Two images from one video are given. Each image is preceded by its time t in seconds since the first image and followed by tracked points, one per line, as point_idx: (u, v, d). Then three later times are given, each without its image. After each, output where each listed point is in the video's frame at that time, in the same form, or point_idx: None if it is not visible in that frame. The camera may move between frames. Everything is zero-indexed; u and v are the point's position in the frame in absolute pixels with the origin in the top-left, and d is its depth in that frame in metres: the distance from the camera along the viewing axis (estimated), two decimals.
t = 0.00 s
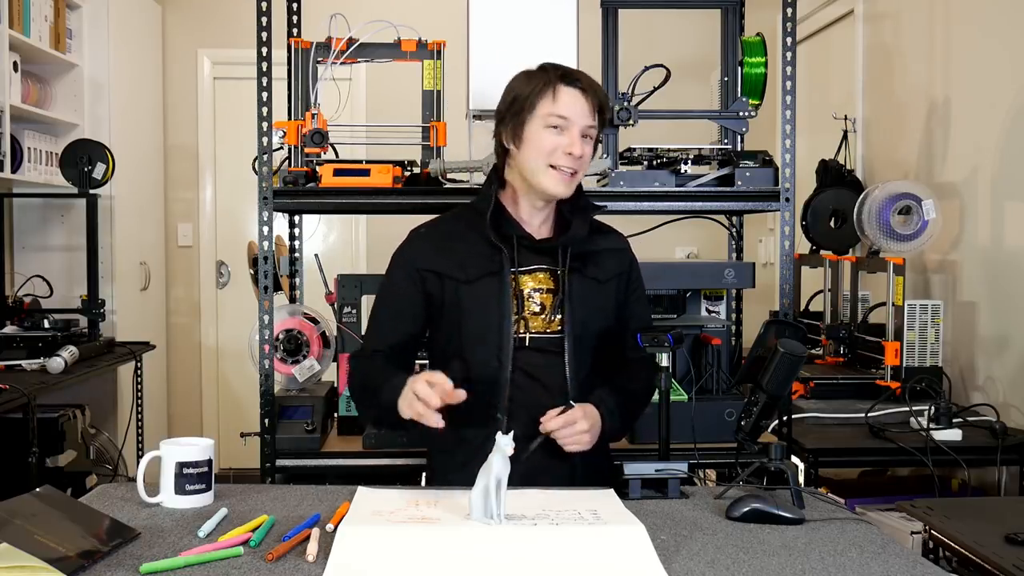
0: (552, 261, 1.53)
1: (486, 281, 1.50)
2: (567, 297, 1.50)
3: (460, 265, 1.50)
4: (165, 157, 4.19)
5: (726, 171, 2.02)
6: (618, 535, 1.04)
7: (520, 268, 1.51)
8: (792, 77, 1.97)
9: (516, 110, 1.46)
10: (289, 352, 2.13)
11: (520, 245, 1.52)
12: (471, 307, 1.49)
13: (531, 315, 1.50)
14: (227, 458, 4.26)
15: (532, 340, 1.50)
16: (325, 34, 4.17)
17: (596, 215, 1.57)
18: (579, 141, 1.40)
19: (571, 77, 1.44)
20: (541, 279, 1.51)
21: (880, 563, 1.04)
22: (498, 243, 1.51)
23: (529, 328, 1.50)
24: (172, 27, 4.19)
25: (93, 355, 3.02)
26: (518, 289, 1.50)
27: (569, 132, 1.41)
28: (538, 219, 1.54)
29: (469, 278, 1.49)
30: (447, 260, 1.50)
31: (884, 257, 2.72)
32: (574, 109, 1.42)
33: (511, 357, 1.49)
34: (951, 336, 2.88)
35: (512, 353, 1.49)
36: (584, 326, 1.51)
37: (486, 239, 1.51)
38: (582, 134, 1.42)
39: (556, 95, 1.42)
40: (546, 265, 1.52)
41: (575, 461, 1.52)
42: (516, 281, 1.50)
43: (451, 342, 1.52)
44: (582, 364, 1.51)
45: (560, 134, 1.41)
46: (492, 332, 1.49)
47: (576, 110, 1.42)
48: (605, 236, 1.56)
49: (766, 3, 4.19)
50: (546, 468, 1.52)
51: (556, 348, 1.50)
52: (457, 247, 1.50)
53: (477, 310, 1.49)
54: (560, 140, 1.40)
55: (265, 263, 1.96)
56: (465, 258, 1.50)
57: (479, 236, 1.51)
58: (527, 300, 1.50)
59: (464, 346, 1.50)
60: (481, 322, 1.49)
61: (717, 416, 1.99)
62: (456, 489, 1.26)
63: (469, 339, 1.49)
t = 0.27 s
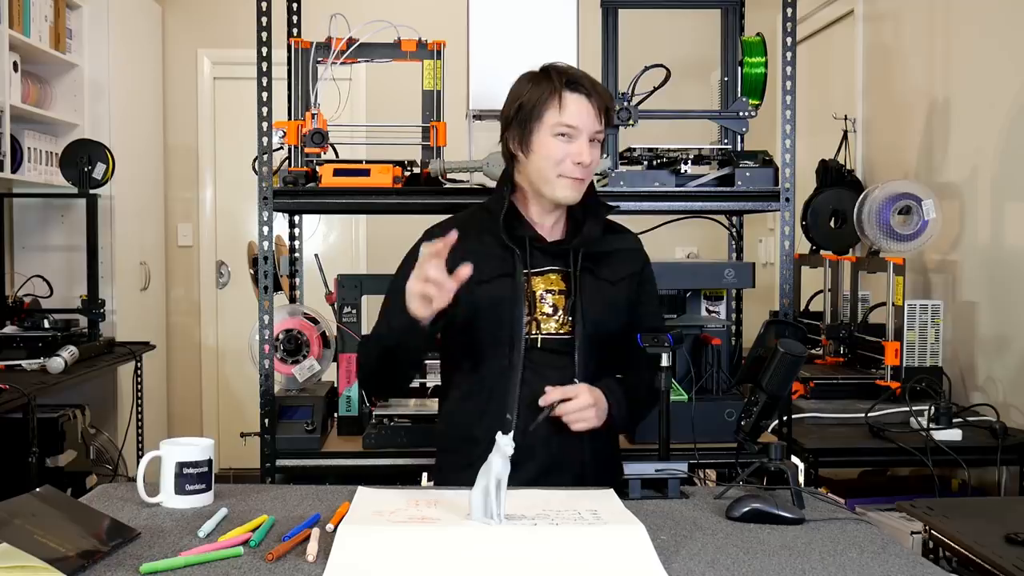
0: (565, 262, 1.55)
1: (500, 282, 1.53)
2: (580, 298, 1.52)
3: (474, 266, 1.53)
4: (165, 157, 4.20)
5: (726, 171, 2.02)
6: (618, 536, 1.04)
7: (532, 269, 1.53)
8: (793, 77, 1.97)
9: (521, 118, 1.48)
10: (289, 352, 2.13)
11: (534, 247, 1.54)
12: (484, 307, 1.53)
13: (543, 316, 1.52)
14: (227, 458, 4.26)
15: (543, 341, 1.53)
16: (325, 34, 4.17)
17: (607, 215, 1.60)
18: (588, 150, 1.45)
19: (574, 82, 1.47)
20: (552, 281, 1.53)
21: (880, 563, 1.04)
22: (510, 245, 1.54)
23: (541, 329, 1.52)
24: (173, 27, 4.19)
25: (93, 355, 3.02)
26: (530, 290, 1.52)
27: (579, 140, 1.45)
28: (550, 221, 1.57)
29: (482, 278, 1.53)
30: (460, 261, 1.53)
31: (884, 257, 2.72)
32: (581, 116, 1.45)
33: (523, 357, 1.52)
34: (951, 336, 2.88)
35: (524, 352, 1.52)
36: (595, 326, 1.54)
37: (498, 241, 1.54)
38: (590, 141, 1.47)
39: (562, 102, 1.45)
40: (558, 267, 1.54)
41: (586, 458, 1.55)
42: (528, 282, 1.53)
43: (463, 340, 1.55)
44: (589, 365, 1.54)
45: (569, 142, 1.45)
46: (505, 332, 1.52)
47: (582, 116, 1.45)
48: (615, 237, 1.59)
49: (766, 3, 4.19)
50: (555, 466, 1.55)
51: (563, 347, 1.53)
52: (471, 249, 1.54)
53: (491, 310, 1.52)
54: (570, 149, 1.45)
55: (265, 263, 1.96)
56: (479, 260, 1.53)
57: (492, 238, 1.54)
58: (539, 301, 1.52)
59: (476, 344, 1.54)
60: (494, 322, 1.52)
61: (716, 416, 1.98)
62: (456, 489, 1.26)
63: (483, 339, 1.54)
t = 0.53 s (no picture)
0: (580, 264, 1.64)
1: (514, 284, 1.63)
2: (591, 300, 1.62)
3: (489, 269, 1.64)
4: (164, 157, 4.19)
5: (726, 171, 2.02)
6: (618, 536, 1.04)
7: (546, 272, 1.63)
8: (793, 77, 1.97)
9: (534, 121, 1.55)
10: (289, 352, 2.13)
11: (549, 250, 1.63)
12: (500, 308, 1.63)
13: (555, 320, 1.62)
14: (227, 458, 4.26)
15: (554, 343, 1.63)
16: (325, 34, 4.17)
17: (625, 215, 1.67)
18: (601, 148, 1.52)
19: (582, 82, 1.53)
20: (566, 284, 1.63)
21: (880, 563, 1.04)
22: (526, 248, 1.63)
23: (552, 332, 1.63)
24: (173, 27, 4.20)
25: (93, 355, 3.02)
26: (544, 293, 1.63)
27: (590, 139, 1.52)
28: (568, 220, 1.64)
29: (497, 280, 1.63)
30: (478, 266, 1.63)
31: (884, 257, 2.72)
32: (590, 115, 1.51)
33: (533, 357, 1.62)
34: (951, 336, 2.88)
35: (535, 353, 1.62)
36: (607, 327, 1.63)
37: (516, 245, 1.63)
38: (601, 139, 1.53)
39: (571, 103, 1.52)
40: (572, 270, 1.64)
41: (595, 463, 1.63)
42: (542, 285, 1.63)
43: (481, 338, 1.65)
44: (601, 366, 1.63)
45: (581, 141, 1.52)
46: (517, 333, 1.63)
47: (592, 116, 1.51)
48: (633, 239, 1.67)
49: (766, 3, 4.19)
50: (565, 465, 1.63)
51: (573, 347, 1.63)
52: (488, 252, 1.64)
53: (506, 310, 1.63)
54: (582, 148, 1.52)
55: (265, 263, 1.96)
56: (494, 263, 1.63)
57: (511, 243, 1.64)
58: (552, 304, 1.63)
59: (492, 342, 1.65)
60: (509, 322, 1.63)
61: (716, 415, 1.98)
62: (456, 489, 1.26)
63: (495, 339, 1.64)
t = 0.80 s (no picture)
0: (599, 270, 1.70)
1: (533, 285, 1.70)
2: (606, 307, 1.68)
3: (512, 269, 1.71)
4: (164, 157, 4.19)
5: (726, 171, 2.02)
6: (618, 536, 1.04)
7: (565, 276, 1.70)
8: (793, 77, 1.97)
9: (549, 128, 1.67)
10: (289, 352, 2.13)
11: (571, 253, 1.70)
12: (518, 308, 1.70)
13: (569, 324, 1.68)
14: (227, 458, 4.26)
15: (567, 346, 1.68)
16: (325, 34, 4.17)
17: (654, 223, 1.71)
18: (605, 150, 1.61)
19: (587, 85, 1.61)
20: (582, 290, 1.70)
21: (880, 563, 1.04)
22: (549, 251, 1.70)
23: (566, 335, 1.68)
24: (172, 27, 4.19)
25: (93, 355, 3.02)
26: (560, 297, 1.69)
27: (595, 141, 1.61)
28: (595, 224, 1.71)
29: (518, 280, 1.71)
30: (503, 266, 1.71)
31: (884, 257, 2.72)
32: (594, 118, 1.60)
33: (545, 358, 1.68)
34: (951, 336, 2.88)
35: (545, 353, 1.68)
36: (622, 333, 1.68)
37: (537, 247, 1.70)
38: (608, 140, 1.61)
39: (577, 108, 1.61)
40: (590, 276, 1.70)
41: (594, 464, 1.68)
42: (560, 290, 1.70)
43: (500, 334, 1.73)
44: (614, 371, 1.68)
45: (587, 145, 1.61)
46: (532, 334, 1.69)
47: (595, 118, 1.60)
48: (660, 248, 1.71)
49: (766, 3, 4.19)
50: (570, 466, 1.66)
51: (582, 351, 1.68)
52: (513, 253, 1.72)
53: (524, 310, 1.70)
54: (588, 151, 1.61)
55: (265, 263, 1.96)
56: (517, 264, 1.71)
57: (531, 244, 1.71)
58: (567, 309, 1.69)
59: (509, 339, 1.72)
60: (525, 321, 1.69)
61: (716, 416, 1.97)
62: (456, 489, 1.26)
63: (513, 338, 1.71)
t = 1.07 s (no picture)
0: (610, 271, 1.69)
1: (544, 282, 1.71)
2: (613, 308, 1.66)
3: (528, 264, 1.73)
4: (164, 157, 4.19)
5: (726, 171, 2.02)
6: (618, 536, 1.04)
7: (578, 275, 1.70)
8: (793, 77, 1.97)
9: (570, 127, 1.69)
10: (289, 352, 2.13)
11: (586, 252, 1.69)
12: (528, 303, 1.71)
13: (576, 323, 1.68)
14: (227, 458, 4.26)
15: (573, 344, 1.68)
16: (325, 34, 4.17)
17: (669, 228, 1.69)
18: (614, 148, 1.60)
19: (602, 84, 1.63)
20: (592, 290, 1.69)
21: (880, 563, 1.04)
22: (564, 248, 1.70)
23: (573, 334, 1.68)
24: (173, 27, 4.20)
25: (93, 355, 3.02)
26: (570, 295, 1.69)
27: (606, 140, 1.61)
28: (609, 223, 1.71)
29: (532, 275, 1.72)
30: (518, 262, 1.73)
31: (884, 256, 2.72)
32: (604, 117, 1.61)
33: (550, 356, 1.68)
34: (951, 336, 2.88)
35: (551, 348, 1.69)
36: (628, 337, 1.66)
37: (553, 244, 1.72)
38: (618, 138, 1.61)
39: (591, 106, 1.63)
40: (601, 276, 1.69)
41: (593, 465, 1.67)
42: (570, 288, 1.70)
43: (511, 331, 1.74)
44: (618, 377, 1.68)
45: (598, 143, 1.62)
46: (540, 332, 1.69)
47: (606, 116, 1.61)
48: (674, 255, 1.69)
49: (766, 3, 4.19)
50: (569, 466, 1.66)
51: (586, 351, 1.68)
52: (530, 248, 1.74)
53: (533, 306, 1.71)
54: (599, 150, 1.62)
55: (265, 263, 1.96)
56: (533, 259, 1.72)
57: (547, 241, 1.73)
58: (574, 307, 1.69)
59: (517, 336, 1.73)
60: (534, 318, 1.70)
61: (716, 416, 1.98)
62: (456, 489, 1.26)
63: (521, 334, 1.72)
